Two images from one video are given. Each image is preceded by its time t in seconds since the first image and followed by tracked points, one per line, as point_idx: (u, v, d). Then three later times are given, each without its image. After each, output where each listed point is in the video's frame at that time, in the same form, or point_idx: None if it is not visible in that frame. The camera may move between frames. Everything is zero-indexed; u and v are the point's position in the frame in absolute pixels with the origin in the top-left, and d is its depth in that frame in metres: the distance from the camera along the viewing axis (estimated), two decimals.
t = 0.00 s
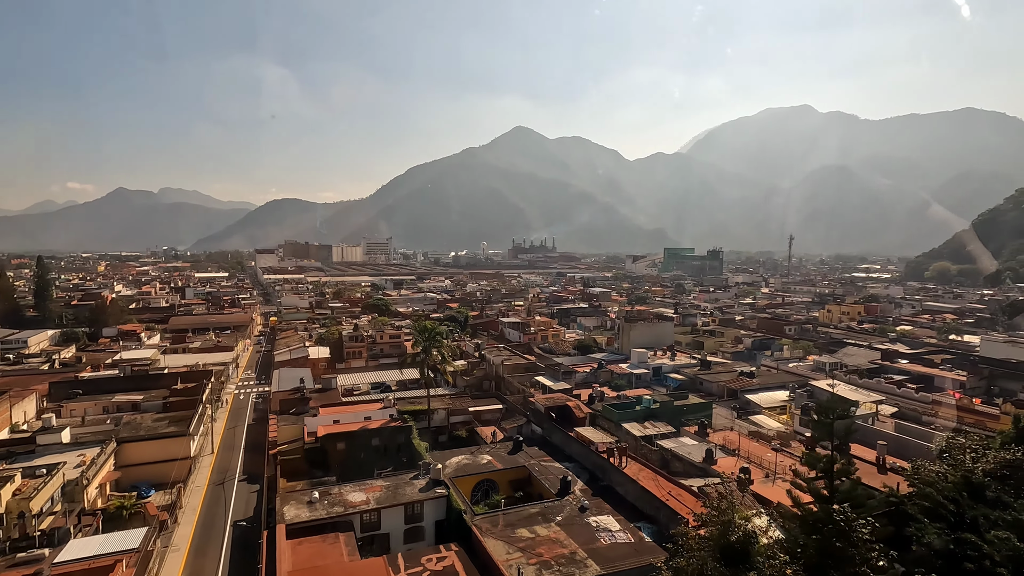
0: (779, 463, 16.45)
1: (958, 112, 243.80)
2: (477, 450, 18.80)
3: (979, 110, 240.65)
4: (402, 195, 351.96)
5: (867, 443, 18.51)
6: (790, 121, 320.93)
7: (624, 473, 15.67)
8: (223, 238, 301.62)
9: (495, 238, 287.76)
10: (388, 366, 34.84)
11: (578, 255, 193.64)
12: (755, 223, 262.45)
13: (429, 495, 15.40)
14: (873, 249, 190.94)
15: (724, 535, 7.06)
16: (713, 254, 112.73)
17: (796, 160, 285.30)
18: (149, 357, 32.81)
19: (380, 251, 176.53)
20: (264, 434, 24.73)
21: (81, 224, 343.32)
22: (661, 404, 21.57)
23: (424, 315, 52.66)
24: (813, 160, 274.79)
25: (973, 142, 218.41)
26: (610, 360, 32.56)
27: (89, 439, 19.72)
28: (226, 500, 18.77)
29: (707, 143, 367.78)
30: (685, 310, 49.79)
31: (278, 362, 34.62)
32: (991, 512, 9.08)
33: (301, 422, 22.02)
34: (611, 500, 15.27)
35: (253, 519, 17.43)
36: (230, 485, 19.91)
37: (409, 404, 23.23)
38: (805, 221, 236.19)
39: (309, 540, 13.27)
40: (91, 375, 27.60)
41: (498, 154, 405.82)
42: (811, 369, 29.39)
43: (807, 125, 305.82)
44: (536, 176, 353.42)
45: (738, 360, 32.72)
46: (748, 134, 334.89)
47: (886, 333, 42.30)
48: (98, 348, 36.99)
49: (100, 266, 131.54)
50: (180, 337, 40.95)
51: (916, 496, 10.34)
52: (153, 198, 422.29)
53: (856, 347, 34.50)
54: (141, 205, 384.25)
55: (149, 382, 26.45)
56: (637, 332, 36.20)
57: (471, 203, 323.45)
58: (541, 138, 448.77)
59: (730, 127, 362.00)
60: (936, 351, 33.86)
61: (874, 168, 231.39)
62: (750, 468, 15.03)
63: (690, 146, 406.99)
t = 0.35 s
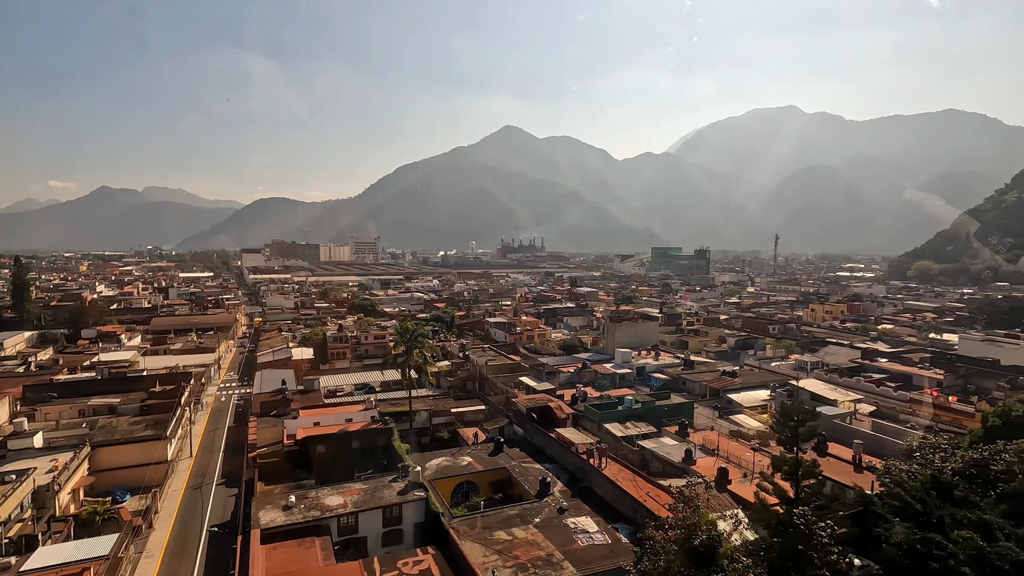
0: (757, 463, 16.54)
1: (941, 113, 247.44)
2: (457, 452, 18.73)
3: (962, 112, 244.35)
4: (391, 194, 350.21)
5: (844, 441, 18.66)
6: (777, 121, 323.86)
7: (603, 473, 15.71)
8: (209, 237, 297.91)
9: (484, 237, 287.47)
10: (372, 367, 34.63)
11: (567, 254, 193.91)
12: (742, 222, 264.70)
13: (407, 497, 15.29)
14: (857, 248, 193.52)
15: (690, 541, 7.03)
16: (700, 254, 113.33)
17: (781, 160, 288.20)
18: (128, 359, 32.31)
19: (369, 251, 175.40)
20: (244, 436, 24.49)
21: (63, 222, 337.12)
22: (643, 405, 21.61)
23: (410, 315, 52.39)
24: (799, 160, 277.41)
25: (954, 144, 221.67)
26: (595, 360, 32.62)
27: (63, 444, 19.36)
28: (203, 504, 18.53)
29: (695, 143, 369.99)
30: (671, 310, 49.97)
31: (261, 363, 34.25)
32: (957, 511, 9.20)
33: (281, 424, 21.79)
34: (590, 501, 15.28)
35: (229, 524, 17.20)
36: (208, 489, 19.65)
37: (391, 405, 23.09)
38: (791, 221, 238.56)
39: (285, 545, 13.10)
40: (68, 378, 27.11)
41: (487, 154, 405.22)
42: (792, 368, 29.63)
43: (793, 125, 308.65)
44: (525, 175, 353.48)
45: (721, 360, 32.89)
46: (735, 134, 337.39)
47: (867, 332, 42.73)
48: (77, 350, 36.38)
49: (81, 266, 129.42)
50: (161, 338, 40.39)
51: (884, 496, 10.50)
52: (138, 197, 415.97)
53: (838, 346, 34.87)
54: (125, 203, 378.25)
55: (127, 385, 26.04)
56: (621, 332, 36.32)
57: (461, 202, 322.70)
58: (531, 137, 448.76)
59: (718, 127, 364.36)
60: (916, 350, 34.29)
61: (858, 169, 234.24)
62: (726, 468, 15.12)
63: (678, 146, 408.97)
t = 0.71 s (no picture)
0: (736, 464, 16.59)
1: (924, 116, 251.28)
2: (438, 455, 18.65)
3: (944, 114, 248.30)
4: (379, 194, 348.50)
5: (823, 442, 18.81)
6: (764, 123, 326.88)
7: (582, 476, 15.70)
8: (194, 237, 294.00)
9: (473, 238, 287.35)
10: (357, 369, 34.41)
11: (556, 254, 194.27)
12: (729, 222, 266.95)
13: (385, 501, 15.15)
14: (841, 248, 196.07)
15: (654, 546, 7.07)
16: (687, 254, 114.09)
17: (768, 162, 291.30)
18: (107, 362, 31.79)
19: (356, 252, 174.39)
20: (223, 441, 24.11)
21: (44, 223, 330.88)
22: (625, 406, 21.64)
23: (397, 316, 52.17)
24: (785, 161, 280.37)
25: (936, 146, 225.22)
26: (579, 361, 32.69)
27: (35, 450, 18.97)
28: (178, 510, 18.23)
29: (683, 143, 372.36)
30: (657, 310, 50.21)
31: (243, 366, 33.85)
32: (924, 512, 9.34)
33: (261, 428, 21.53)
34: (569, 503, 15.26)
35: (205, 530, 16.95)
36: (184, 494, 19.37)
37: (372, 408, 22.90)
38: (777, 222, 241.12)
39: (259, 551, 12.91)
40: (43, 382, 26.58)
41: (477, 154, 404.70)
42: (774, 368, 29.90)
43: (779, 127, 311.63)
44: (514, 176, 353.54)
45: (704, 360, 33.12)
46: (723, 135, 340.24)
47: (849, 332, 43.25)
48: (54, 352, 35.76)
49: (62, 267, 127.18)
50: (142, 341, 39.79)
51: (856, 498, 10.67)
52: (122, 197, 409.87)
53: (819, 346, 35.25)
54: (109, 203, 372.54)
55: (104, 389, 25.58)
56: (606, 333, 36.36)
57: (450, 202, 322.01)
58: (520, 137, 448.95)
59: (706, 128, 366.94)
60: (895, 349, 34.77)
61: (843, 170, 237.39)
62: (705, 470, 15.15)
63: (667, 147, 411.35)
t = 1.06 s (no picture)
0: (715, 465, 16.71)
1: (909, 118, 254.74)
2: (419, 458, 18.55)
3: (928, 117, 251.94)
4: (369, 195, 347.00)
5: (803, 442, 18.93)
6: (752, 125, 329.73)
7: (563, 479, 15.67)
8: (180, 238, 290.11)
9: (462, 239, 286.98)
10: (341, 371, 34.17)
11: (546, 255, 194.58)
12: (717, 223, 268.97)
13: (364, 506, 15.02)
14: (828, 249, 198.32)
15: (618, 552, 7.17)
16: (676, 255, 114.62)
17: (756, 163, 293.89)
18: (86, 365, 31.27)
19: (345, 253, 173.42)
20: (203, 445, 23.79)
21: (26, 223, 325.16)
22: (608, 407, 21.67)
23: (384, 317, 51.91)
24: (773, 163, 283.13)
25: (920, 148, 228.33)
26: (565, 363, 32.73)
27: (6, 456, 18.59)
28: (155, 516, 17.95)
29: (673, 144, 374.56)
30: (644, 311, 50.40)
31: (226, 368, 33.44)
32: (893, 514, 9.40)
33: (240, 432, 21.24)
34: (549, 506, 15.22)
35: (181, 536, 16.70)
36: (162, 500, 19.06)
37: (354, 411, 22.75)
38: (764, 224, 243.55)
39: (234, 558, 12.72)
40: (17, 386, 26.05)
41: (467, 154, 404.31)
42: (758, 368, 30.10)
43: (767, 129, 314.32)
44: (505, 176, 353.62)
45: (689, 361, 33.28)
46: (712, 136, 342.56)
47: (833, 332, 43.65)
48: (32, 356, 35.09)
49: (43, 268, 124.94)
50: (123, 344, 39.19)
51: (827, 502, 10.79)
52: (106, 197, 403.77)
53: (802, 347, 35.57)
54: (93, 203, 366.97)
55: (80, 393, 25.11)
56: (592, 334, 36.39)
57: (440, 203, 321.23)
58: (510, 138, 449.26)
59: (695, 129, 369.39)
60: (877, 349, 35.18)
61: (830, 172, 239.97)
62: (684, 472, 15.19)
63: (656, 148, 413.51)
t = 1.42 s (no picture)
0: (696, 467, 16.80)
1: (896, 120, 257.48)
2: (402, 461, 18.44)
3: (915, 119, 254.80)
4: (360, 195, 345.77)
5: (784, 444, 19.04)
6: (742, 126, 331.93)
7: (544, 482, 15.63)
8: (169, 238, 287.53)
9: (454, 240, 286.82)
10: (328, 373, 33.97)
11: (537, 256, 194.81)
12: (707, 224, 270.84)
13: (344, 511, 14.89)
14: (816, 250, 200.23)
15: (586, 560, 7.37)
16: (666, 255, 115.12)
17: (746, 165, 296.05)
18: (67, 368, 30.84)
19: (336, 254, 172.62)
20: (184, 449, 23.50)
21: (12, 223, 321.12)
22: (593, 409, 21.67)
23: (373, 319, 51.66)
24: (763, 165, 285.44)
25: (907, 150, 230.98)
26: (552, 364, 32.75)
27: None
28: (133, 523, 17.69)
29: (664, 145, 376.29)
30: (632, 312, 50.51)
31: (210, 371, 33.07)
32: (867, 517, 9.41)
33: (222, 435, 20.98)
34: (531, 510, 15.17)
35: (159, 543, 16.44)
36: (140, 505, 18.81)
37: (338, 414, 22.61)
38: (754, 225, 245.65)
39: (211, 564, 12.51)
40: None
41: (459, 155, 403.94)
42: (744, 369, 30.24)
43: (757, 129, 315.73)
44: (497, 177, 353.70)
45: (676, 362, 33.38)
46: (702, 137, 344.54)
47: (820, 332, 43.96)
48: (11, 359, 34.53)
49: (28, 269, 123.27)
50: (106, 346, 38.69)
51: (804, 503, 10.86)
52: (93, 197, 399.53)
53: (788, 347, 35.77)
54: (80, 203, 363.03)
55: (60, 397, 24.75)
56: (580, 336, 36.44)
57: (431, 203, 320.71)
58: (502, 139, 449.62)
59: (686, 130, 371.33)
60: (862, 350, 35.47)
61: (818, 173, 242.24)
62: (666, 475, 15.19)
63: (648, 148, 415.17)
